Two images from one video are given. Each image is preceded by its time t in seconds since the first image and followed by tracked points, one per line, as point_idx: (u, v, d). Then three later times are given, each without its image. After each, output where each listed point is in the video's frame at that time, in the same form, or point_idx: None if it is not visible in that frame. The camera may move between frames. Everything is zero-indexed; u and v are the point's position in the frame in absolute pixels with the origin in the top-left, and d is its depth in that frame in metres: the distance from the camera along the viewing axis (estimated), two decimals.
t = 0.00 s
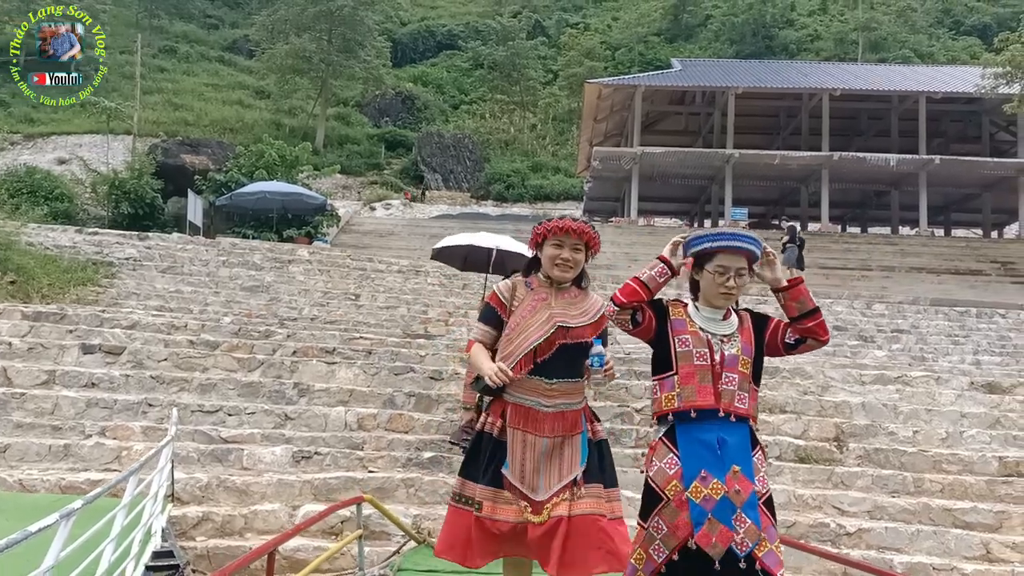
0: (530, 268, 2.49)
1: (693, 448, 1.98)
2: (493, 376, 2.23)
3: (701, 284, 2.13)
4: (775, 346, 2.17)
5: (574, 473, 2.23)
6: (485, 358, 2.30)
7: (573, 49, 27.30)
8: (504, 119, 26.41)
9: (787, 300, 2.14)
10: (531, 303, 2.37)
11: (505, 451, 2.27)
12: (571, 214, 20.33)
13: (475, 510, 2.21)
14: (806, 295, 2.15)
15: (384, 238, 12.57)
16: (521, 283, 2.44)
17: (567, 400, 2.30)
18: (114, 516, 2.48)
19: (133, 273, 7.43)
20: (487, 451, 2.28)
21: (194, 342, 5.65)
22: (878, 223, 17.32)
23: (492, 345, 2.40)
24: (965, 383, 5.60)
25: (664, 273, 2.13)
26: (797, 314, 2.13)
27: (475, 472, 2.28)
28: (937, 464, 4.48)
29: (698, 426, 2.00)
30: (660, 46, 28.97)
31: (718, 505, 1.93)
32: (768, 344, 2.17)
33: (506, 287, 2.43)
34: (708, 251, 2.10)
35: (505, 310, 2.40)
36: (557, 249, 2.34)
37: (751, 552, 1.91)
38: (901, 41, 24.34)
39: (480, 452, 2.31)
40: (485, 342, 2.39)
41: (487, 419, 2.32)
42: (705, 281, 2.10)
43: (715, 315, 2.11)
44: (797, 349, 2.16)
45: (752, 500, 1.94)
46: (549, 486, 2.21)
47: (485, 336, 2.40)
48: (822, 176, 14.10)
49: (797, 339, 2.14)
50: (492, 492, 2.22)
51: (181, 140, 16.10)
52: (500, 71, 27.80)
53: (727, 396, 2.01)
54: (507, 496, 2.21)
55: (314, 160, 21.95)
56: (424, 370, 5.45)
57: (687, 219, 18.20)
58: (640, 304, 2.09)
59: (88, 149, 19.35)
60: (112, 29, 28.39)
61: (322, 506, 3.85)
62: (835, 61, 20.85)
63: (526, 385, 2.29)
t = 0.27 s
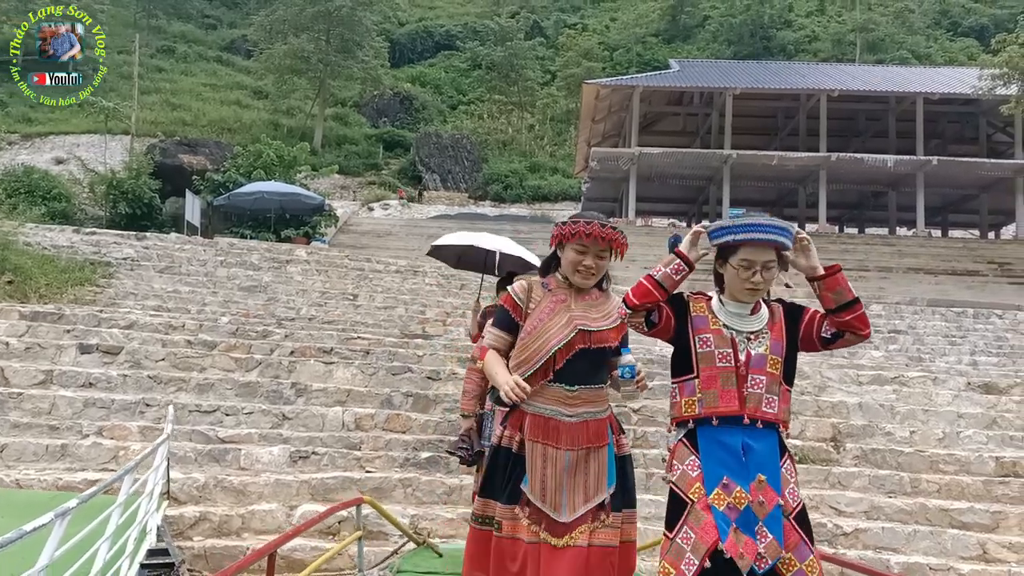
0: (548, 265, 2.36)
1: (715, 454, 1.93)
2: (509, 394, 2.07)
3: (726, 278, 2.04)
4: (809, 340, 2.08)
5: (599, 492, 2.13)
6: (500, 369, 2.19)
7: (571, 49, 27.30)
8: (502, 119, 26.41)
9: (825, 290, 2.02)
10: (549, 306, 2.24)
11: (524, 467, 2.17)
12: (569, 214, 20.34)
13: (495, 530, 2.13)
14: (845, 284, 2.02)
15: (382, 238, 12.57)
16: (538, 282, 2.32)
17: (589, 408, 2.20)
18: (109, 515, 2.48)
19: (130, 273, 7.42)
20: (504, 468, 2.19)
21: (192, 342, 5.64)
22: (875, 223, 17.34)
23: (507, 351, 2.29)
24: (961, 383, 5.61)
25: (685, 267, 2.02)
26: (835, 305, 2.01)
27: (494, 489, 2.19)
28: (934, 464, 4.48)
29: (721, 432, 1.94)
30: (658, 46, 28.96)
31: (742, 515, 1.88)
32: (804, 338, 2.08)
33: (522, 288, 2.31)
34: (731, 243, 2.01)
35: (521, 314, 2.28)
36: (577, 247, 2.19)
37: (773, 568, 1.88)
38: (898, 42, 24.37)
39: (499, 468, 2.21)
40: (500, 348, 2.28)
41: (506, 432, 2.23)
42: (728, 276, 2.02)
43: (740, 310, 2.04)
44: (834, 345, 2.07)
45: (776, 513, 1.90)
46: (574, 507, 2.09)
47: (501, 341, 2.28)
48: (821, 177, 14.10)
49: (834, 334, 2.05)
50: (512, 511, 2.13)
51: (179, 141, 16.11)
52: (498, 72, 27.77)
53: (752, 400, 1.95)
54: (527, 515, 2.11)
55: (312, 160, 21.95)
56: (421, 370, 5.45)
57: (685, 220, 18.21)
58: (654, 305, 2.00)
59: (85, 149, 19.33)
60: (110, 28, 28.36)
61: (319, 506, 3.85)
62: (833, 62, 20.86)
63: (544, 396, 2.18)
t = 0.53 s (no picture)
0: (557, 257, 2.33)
1: (733, 460, 1.86)
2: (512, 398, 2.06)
3: (741, 268, 1.99)
4: (834, 332, 2.03)
5: (619, 497, 2.12)
6: (506, 370, 2.17)
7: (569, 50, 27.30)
8: (500, 120, 26.40)
9: (852, 280, 1.98)
10: (559, 300, 2.23)
11: (536, 469, 2.14)
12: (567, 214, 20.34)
13: (504, 540, 2.07)
14: (875, 274, 1.98)
15: (380, 238, 12.56)
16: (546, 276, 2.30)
17: (604, 408, 2.18)
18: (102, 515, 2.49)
19: (127, 273, 7.42)
20: (514, 470, 2.17)
21: (188, 342, 5.64)
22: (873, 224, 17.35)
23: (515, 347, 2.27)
24: (958, 384, 5.62)
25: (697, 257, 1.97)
26: (863, 296, 1.97)
27: (504, 494, 2.15)
28: (930, 465, 4.49)
29: (741, 436, 1.88)
30: (655, 47, 28.96)
31: (761, 530, 1.81)
32: (827, 333, 2.03)
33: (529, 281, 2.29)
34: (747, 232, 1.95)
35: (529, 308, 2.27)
36: (589, 240, 2.17)
37: None
38: (896, 43, 24.38)
39: (510, 471, 2.18)
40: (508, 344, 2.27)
41: (515, 434, 2.20)
42: (744, 266, 1.97)
43: (759, 301, 1.98)
44: (862, 339, 2.01)
45: (795, 526, 1.83)
46: (592, 510, 2.07)
47: (509, 337, 2.27)
48: (818, 177, 14.11)
49: (862, 328, 1.99)
50: (524, 516, 2.09)
51: (175, 140, 16.10)
52: (495, 72, 27.80)
53: (775, 401, 1.88)
54: (541, 520, 2.07)
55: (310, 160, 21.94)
56: (418, 371, 5.46)
57: (683, 220, 18.22)
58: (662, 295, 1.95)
59: (82, 149, 19.31)
60: (108, 29, 28.34)
61: (315, 507, 3.85)
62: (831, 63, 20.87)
63: (556, 395, 2.17)
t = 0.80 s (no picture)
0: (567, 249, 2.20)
1: (777, 477, 1.67)
2: (506, 404, 1.92)
3: (782, 261, 1.78)
4: (882, 331, 1.84)
5: (626, 522, 1.99)
6: (507, 372, 2.06)
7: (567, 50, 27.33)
8: (497, 120, 26.42)
9: (907, 277, 1.77)
10: (568, 297, 2.10)
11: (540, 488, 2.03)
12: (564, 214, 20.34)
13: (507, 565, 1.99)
14: (933, 270, 1.77)
15: (377, 239, 12.56)
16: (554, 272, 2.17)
17: (616, 419, 2.04)
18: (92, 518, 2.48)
19: (123, 274, 7.42)
20: (521, 485, 2.05)
21: (184, 343, 5.64)
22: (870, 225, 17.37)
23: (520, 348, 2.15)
24: (954, 385, 5.62)
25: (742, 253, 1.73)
26: (918, 295, 1.76)
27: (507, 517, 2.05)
28: (926, 466, 4.49)
29: (784, 450, 1.68)
30: (653, 48, 28.97)
31: (807, 557, 1.62)
32: (876, 331, 1.85)
33: (535, 277, 2.17)
34: (796, 222, 1.72)
35: (534, 307, 2.14)
36: (597, 230, 2.04)
37: None
38: (893, 44, 24.41)
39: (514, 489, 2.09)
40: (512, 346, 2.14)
41: (521, 447, 2.10)
42: (788, 259, 1.75)
43: (802, 297, 1.79)
44: (913, 340, 1.82)
45: (851, 550, 1.63)
46: (598, 538, 1.95)
47: (513, 338, 2.15)
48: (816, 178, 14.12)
49: (915, 328, 1.80)
50: (527, 540, 1.99)
51: (172, 141, 16.09)
52: (493, 72, 27.83)
53: (823, 411, 1.69)
54: (544, 547, 1.97)
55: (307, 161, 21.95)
56: (414, 372, 5.47)
57: (681, 221, 18.23)
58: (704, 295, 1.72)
59: (80, 149, 19.29)
60: (105, 28, 28.30)
61: (311, 509, 3.85)
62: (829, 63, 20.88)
63: (561, 405, 2.04)
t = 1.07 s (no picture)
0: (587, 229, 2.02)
1: (845, 488, 1.64)
2: (535, 398, 1.71)
3: (843, 253, 1.77)
4: (951, 333, 1.83)
5: (652, 530, 1.83)
6: (525, 364, 1.87)
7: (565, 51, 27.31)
8: (495, 120, 26.39)
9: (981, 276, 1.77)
10: (594, 282, 1.92)
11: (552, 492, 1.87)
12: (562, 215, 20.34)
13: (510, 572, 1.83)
14: (1010, 270, 1.76)
15: (375, 239, 12.55)
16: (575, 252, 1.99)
17: (640, 421, 1.88)
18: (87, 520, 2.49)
19: (120, 274, 7.41)
20: (531, 486, 1.89)
21: (180, 344, 5.63)
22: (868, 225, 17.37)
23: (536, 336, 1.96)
24: (951, 387, 5.63)
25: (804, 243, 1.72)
26: (991, 296, 1.76)
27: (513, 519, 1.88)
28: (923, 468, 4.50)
29: (850, 459, 1.65)
30: (651, 48, 28.95)
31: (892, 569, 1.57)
32: (946, 334, 1.83)
33: (556, 257, 1.98)
34: (859, 210, 1.72)
35: (556, 292, 1.95)
36: (628, 207, 1.87)
37: None
38: (892, 45, 24.42)
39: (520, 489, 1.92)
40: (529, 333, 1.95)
41: (532, 444, 1.93)
42: (853, 249, 1.73)
43: (866, 292, 1.76)
44: (984, 345, 1.81)
45: (934, 561, 1.58)
46: (616, 551, 1.80)
47: (530, 325, 1.96)
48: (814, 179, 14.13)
49: (986, 332, 1.78)
50: (534, 547, 1.82)
51: (169, 141, 16.07)
52: (491, 72, 27.81)
53: (889, 419, 1.66)
54: (553, 556, 1.80)
55: (305, 161, 21.91)
56: (411, 373, 5.47)
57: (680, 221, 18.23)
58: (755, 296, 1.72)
59: (76, 149, 19.25)
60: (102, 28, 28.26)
61: (308, 511, 3.84)
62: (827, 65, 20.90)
63: (579, 401, 1.87)
